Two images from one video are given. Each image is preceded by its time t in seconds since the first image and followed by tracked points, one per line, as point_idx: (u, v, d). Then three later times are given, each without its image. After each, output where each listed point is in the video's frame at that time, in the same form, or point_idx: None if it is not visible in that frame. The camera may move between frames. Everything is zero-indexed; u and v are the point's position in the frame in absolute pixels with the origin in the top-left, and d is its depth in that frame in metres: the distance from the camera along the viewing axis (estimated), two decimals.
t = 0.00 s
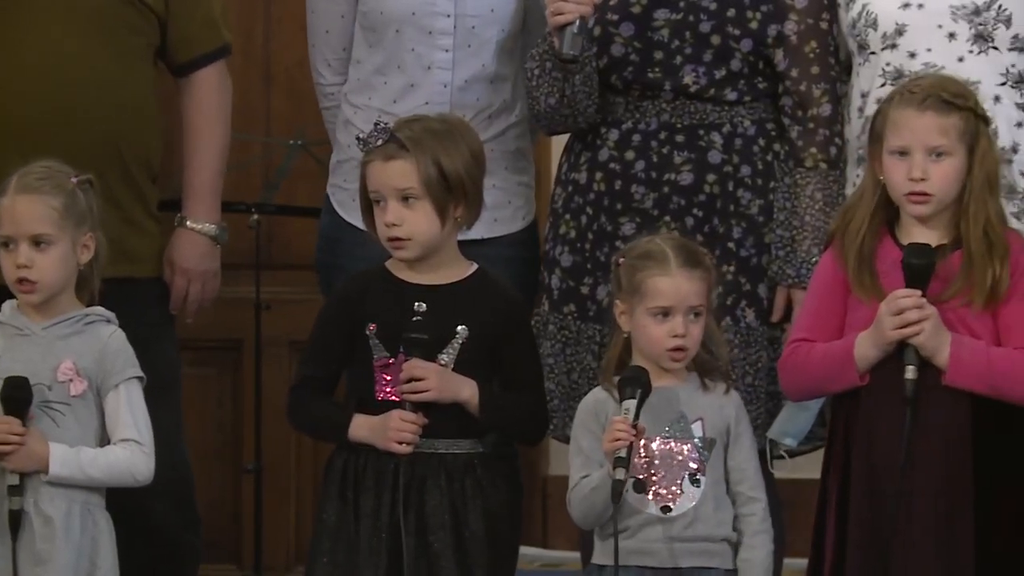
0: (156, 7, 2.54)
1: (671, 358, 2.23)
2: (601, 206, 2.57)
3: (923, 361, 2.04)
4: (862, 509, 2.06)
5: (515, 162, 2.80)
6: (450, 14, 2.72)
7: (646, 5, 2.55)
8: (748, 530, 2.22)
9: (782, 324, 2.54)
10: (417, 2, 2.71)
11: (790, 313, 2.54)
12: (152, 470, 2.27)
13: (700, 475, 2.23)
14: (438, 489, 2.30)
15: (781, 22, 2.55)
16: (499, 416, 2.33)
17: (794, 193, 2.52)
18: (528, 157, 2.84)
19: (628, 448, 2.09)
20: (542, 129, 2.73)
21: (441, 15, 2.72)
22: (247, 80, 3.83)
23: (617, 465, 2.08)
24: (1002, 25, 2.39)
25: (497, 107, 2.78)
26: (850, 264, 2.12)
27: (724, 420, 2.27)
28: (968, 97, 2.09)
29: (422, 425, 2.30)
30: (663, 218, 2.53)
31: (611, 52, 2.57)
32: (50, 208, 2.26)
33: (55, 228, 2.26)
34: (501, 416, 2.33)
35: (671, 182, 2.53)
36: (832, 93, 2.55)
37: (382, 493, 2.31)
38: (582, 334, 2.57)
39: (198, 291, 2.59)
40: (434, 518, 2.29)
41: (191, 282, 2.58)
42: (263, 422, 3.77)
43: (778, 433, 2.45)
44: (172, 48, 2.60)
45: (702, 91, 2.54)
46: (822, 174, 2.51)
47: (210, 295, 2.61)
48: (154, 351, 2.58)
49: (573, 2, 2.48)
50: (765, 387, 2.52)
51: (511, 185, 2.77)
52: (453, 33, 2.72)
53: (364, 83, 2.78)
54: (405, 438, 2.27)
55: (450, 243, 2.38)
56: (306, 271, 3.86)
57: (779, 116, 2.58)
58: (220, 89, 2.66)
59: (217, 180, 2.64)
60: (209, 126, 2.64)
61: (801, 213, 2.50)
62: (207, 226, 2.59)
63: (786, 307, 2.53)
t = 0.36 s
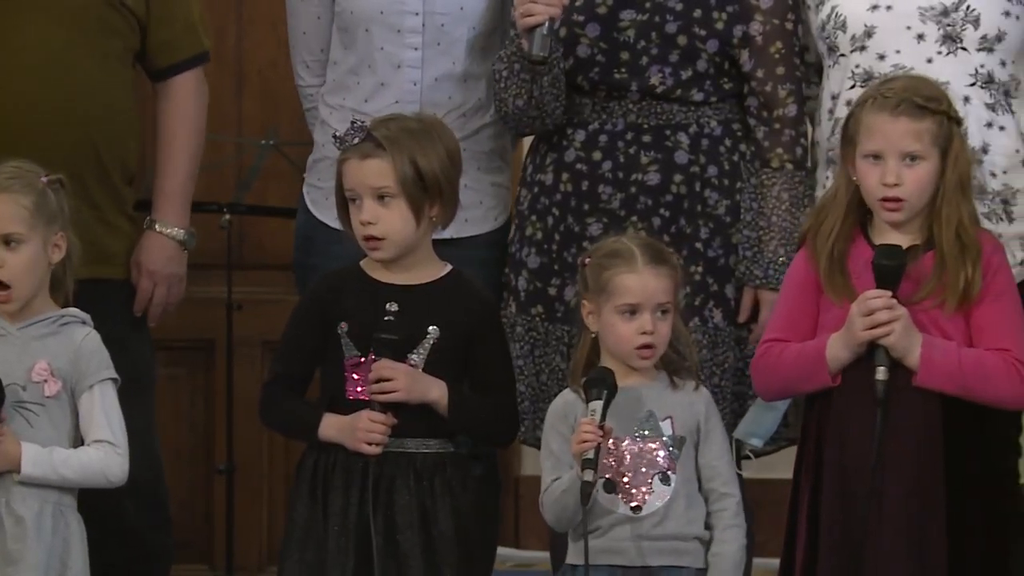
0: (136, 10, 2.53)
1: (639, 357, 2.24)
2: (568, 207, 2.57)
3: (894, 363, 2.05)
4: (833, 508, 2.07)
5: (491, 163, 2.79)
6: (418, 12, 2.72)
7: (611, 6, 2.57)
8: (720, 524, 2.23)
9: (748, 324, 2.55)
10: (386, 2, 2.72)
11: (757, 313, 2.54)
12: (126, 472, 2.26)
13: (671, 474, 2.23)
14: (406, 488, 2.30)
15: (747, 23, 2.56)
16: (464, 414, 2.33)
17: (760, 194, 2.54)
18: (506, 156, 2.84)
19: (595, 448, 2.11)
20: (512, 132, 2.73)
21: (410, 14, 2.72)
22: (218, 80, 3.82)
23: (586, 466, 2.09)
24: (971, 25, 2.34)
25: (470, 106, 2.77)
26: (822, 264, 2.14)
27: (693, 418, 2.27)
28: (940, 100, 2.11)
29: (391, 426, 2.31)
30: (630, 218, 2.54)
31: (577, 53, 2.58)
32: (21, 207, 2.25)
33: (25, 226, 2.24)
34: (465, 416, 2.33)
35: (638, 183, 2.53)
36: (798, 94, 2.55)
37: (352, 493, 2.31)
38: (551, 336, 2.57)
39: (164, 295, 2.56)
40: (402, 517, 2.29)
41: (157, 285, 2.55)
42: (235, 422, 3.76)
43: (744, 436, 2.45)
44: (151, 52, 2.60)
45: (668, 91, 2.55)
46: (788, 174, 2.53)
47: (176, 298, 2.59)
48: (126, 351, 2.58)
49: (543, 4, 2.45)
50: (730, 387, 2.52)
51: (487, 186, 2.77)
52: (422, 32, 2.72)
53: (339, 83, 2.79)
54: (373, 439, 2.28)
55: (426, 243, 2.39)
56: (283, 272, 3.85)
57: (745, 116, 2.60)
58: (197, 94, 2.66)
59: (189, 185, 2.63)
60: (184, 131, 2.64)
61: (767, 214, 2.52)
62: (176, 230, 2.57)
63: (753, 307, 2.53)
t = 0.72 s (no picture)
0: (121, 8, 2.53)
1: (606, 357, 2.25)
2: (536, 208, 2.56)
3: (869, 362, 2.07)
4: (807, 507, 2.08)
5: (464, 163, 2.79)
6: (388, 14, 2.71)
7: (579, 6, 2.54)
8: (686, 526, 2.22)
9: (718, 324, 2.54)
10: (355, 3, 2.72)
11: (727, 312, 2.53)
12: (101, 471, 2.24)
13: (640, 475, 2.22)
14: (378, 488, 2.30)
15: (714, 23, 2.54)
16: (436, 414, 2.31)
17: (729, 193, 2.52)
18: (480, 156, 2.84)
19: (561, 454, 2.11)
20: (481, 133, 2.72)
21: (380, 15, 2.71)
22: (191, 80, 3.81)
23: (548, 470, 2.08)
24: (946, 26, 2.35)
25: (441, 107, 2.76)
26: (798, 264, 2.15)
27: (665, 420, 2.27)
28: (915, 99, 2.13)
29: (361, 425, 2.30)
30: (599, 219, 2.52)
31: (545, 54, 2.56)
32: None
33: None
34: (437, 417, 2.31)
35: (607, 184, 2.52)
36: (766, 93, 2.54)
37: (323, 493, 2.30)
38: (518, 337, 2.56)
39: (167, 295, 2.59)
40: (373, 516, 2.28)
41: (159, 287, 2.58)
42: (209, 422, 3.75)
43: (719, 435, 2.45)
44: (138, 50, 2.59)
45: (637, 92, 2.53)
46: (757, 173, 2.52)
47: (179, 298, 2.62)
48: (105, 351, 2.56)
49: (512, 5, 2.43)
50: (702, 387, 2.52)
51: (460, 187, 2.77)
52: (392, 32, 2.72)
53: (314, 85, 2.79)
54: (342, 438, 2.27)
55: (401, 243, 2.38)
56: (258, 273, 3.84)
57: (714, 116, 2.59)
58: (186, 91, 2.65)
59: (184, 183, 2.64)
60: (174, 129, 2.64)
61: (736, 213, 2.50)
62: (174, 229, 2.60)
63: (723, 306, 2.53)
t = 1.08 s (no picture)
0: (114, 10, 2.54)
1: (571, 357, 2.25)
2: (509, 208, 2.57)
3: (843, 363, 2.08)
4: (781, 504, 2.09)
5: (436, 163, 2.79)
6: (358, 14, 2.72)
7: (551, 7, 2.53)
8: (663, 529, 2.21)
9: (692, 324, 2.54)
10: (326, 4, 2.72)
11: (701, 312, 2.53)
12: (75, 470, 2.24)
13: (615, 476, 2.22)
14: (351, 487, 2.30)
15: (686, 23, 2.54)
16: (411, 415, 2.32)
17: (702, 193, 2.53)
18: (453, 156, 2.84)
19: (537, 454, 2.11)
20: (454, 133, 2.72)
21: (351, 16, 2.72)
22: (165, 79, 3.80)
23: (523, 472, 2.09)
24: (927, 27, 2.37)
25: (413, 108, 2.76)
26: (774, 264, 2.17)
27: (643, 422, 2.26)
28: (895, 98, 2.14)
29: (336, 427, 2.30)
30: (572, 220, 2.53)
31: (517, 55, 2.55)
32: None
33: None
34: (412, 418, 2.32)
35: (581, 185, 2.53)
36: (738, 93, 2.54)
37: (297, 493, 2.30)
38: (492, 338, 2.56)
39: (145, 294, 2.58)
40: (346, 516, 2.28)
41: (137, 286, 2.56)
42: (183, 422, 3.74)
43: (694, 434, 2.46)
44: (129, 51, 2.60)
45: (609, 93, 2.53)
46: (729, 173, 2.52)
47: (158, 297, 2.61)
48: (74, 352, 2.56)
49: (486, 3, 2.46)
50: (676, 386, 2.51)
51: (432, 187, 2.77)
52: (362, 33, 2.72)
53: (285, 86, 2.79)
54: (316, 439, 2.27)
55: (378, 241, 2.38)
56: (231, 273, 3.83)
57: (686, 117, 2.59)
58: (178, 92, 2.64)
59: (171, 183, 2.64)
60: (163, 133, 2.63)
61: (710, 213, 2.51)
62: (157, 231, 2.59)
63: (697, 306, 2.53)
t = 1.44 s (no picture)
0: (94, 13, 2.51)
1: (533, 356, 2.24)
2: (477, 209, 2.55)
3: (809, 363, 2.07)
4: (748, 503, 2.08)
5: (398, 163, 2.78)
6: (319, 14, 2.71)
7: (519, 8, 2.52)
8: (632, 532, 2.18)
9: (661, 325, 2.54)
10: (286, 4, 2.71)
11: (670, 314, 2.53)
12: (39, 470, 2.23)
13: (589, 478, 2.20)
14: (319, 485, 2.28)
15: (654, 23, 2.53)
16: (371, 410, 2.30)
17: (670, 194, 2.53)
18: (416, 156, 2.83)
19: (506, 449, 2.12)
20: (420, 132, 2.71)
21: (311, 15, 2.71)
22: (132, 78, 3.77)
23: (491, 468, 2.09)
24: (897, 28, 2.37)
25: (374, 107, 2.75)
26: (742, 264, 2.16)
27: (617, 422, 2.24)
28: (864, 99, 2.14)
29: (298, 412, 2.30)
30: (540, 221, 2.52)
31: (485, 57, 2.54)
32: None
33: None
34: (376, 414, 2.30)
35: (548, 186, 2.52)
36: (706, 93, 2.54)
37: (263, 491, 2.28)
38: (461, 339, 2.54)
39: (130, 298, 2.55)
40: (315, 516, 2.27)
41: (121, 290, 2.53)
42: (152, 421, 3.72)
43: (660, 434, 2.47)
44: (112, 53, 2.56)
45: (578, 95, 2.53)
46: (697, 174, 2.52)
47: (143, 303, 2.57)
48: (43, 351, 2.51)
49: (453, 3, 2.43)
50: (644, 387, 2.50)
51: (388, 186, 2.75)
52: (323, 33, 2.71)
53: (246, 85, 2.78)
54: (281, 426, 2.26)
55: (343, 245, 2.37)
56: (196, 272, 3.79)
57: (654, 116, 2.58)
58: (163, 93, 2.61)
59: (157, 186, 2.60)
60: (149, 136, 2.60)
61: (678, 214, 2.51)
62: (142, 234, 2.56)
63: (666, 307, 2.53)
